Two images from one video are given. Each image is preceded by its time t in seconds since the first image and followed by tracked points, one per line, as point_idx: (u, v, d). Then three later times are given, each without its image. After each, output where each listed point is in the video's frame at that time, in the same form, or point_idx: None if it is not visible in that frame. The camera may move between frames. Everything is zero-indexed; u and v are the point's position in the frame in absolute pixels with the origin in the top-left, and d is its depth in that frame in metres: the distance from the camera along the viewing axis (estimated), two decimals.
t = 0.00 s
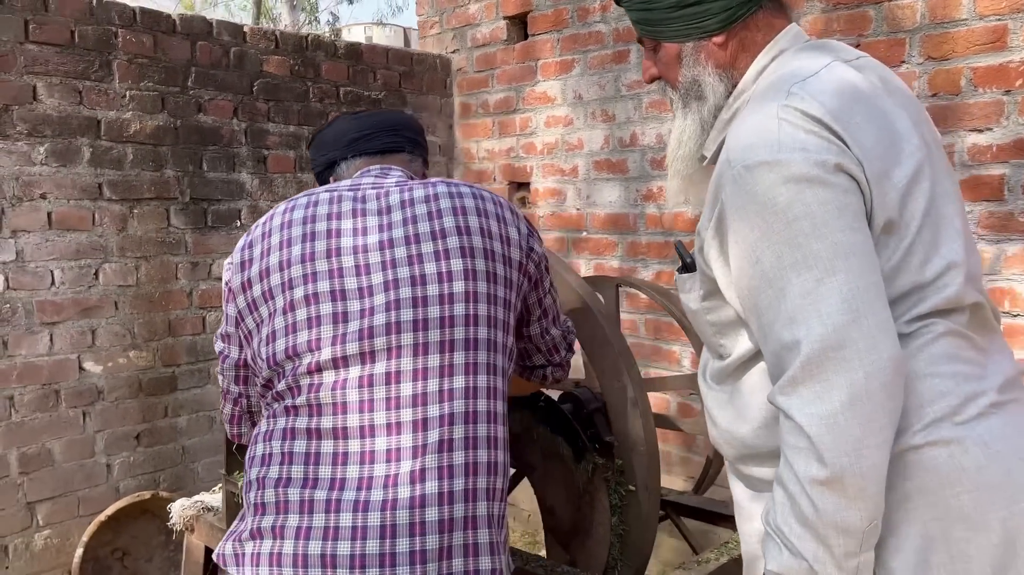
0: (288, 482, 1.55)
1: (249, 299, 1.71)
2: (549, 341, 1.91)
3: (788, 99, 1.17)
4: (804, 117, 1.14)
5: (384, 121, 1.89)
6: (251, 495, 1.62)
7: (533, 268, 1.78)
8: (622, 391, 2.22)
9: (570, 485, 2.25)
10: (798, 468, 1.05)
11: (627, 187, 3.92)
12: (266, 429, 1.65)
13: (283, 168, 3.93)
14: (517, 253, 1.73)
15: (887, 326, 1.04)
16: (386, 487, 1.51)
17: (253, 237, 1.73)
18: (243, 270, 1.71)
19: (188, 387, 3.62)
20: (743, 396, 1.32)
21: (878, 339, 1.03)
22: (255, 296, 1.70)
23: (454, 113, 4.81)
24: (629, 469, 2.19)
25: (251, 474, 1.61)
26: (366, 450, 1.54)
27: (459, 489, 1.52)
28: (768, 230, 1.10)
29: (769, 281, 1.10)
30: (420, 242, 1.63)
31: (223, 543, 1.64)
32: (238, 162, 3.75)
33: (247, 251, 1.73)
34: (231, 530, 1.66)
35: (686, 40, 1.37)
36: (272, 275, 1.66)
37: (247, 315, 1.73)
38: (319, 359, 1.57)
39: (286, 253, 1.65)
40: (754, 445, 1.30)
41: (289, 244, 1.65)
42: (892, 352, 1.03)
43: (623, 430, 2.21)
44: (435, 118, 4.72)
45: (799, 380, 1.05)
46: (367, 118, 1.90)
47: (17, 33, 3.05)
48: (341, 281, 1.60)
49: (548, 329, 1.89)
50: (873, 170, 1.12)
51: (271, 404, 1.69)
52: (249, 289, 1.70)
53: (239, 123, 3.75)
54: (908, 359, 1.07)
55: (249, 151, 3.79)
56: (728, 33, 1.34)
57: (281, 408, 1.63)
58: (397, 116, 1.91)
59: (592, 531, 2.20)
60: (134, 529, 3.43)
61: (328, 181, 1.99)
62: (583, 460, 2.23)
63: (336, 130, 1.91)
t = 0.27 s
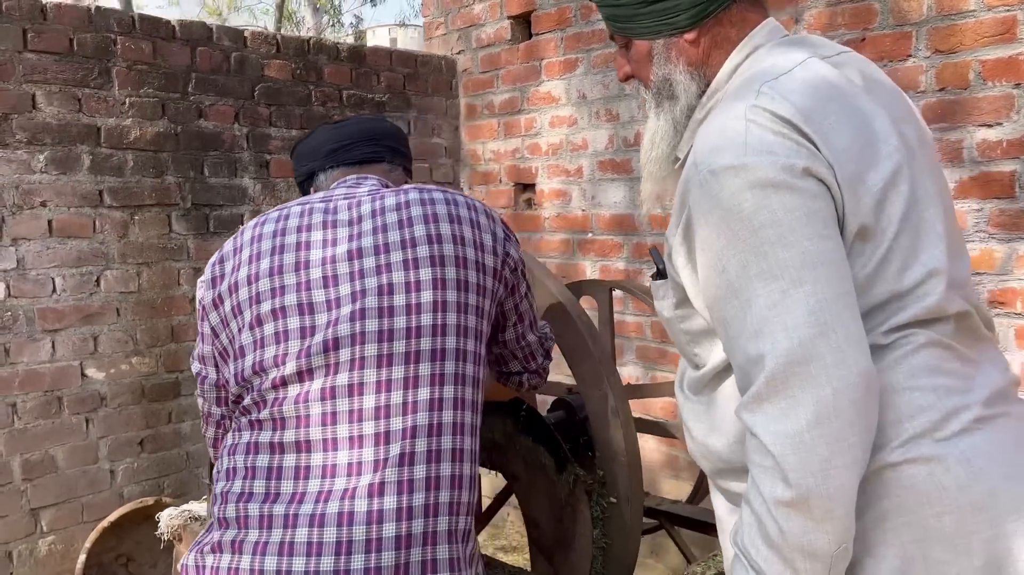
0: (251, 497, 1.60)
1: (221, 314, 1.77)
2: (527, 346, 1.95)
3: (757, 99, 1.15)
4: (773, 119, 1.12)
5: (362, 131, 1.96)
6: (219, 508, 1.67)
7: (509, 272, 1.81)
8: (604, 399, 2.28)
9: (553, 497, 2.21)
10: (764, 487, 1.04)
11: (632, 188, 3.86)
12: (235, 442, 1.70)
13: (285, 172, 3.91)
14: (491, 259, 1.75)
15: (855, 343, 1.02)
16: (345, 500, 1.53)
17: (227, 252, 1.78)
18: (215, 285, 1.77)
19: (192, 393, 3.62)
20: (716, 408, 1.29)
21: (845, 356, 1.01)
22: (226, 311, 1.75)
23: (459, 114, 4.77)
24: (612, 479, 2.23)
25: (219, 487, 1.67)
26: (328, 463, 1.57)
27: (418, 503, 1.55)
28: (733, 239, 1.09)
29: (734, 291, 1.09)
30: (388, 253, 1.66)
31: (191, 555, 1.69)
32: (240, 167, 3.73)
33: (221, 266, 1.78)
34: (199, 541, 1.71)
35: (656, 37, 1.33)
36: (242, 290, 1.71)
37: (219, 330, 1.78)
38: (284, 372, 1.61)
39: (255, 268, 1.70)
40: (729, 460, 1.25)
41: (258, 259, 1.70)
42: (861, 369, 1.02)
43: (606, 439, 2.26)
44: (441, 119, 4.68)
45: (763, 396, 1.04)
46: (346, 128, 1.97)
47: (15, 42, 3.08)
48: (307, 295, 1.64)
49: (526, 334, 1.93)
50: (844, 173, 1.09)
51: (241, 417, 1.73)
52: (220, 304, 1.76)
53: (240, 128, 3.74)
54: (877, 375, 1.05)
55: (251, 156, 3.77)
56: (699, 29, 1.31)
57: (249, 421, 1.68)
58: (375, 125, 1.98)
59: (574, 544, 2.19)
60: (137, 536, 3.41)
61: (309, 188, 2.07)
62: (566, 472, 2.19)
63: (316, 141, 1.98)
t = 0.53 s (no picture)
0: (236, 501, 1.61)
1: (207, 322, 1.78)
2: (517, 348, 1.98)
3: (739, 94, 1.17)
4: (755, 115, 1.14)
5: (346, 142, 2.02)
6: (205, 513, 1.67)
7: (492, 272, 1.82)
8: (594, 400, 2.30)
9: (547, 501, 2.23)
10: (744, 491, 1.09)
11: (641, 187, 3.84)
12: (221, 447, 1.71)
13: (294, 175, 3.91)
14: (474, 259, 1.77)
15: (831, 347, 1.05)
16: (328, 501, 1.53)
17: (213, 262, 1.81)
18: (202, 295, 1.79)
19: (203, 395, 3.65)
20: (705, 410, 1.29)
21: (820, 361, 1.04)
22: (212, 319, 1.77)
23: (468, 114, 4.76)
24: (605, 481, 2.25)
25: (206, 492, 1.68)
26: (311, 465, 1.58)
27: (402, 503, 1.55)
28: (712, 238, 1.12)
29: (714, 291, 1.13)
30: (370, 255, 1.67)
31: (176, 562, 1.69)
32: (248, 170, 3.75)
33: (206, 277, 1.81)
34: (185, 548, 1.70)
35: (641, 32, 1.36)
36: (226, 298, 1.73)
37: (206, 338, 1.80)
38: (266, 376, 1.62)
39: (240, 275, 1.72)
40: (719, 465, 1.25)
41: (243, 267, 1.72)
42: (839, 373, 1.04)
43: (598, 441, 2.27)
44: (450, 120, 4.67)
45: (741, 398, 1.08)
46: (329, 139, 2.02)
47: (23, 49, 3.11)
48: (290, 299, 1.66)
49: (514, 336, 1.95)
50: (824, 169, 1.11)
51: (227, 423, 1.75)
52: (206, 313, 1.78)
53: (248, 132, 3.75)
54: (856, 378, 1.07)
55: (259, 159, 3.79)
56: (682, 24, 1.33)
57: (234, 426, 1.69)
58: (359, 136, 2.04)
59: (569, 548, 2.18)
60: (149, 538, 3.44)
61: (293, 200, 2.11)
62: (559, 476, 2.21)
63: (301, 152, 2.04)
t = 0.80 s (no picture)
0: (247, 502, 1.62)
1: (218, 327, 1.81)
2: (526, 350, 1.99)
3: (740, 94, 1.17)
4: (756, 114, 1.14)
5: (352, 149, 2.04)
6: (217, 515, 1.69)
7: (498, 272, 1.83)
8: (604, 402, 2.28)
9: (558, 501, 2.25)
10: (745, 491, 1.10)
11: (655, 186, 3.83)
12: (232, 450, 1.73)
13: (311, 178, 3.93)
14: (480, 259, 1.77)
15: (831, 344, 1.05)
16: (337, 500, 1.54)
17: (223, 268, 1.83)
18: (213, 300, 1.81)
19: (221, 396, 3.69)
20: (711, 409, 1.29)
21: (820, 358, 1.04)
22: (223, 323, 1.79)
23: (482, 115, 4.77)
24: (615, 482, 2.23)
25: (218, 494, 1.69)
26: (321, 466, 1.59)
27: (410, 501, 1.56)
28: (715, 238, 1.12)
29: (715, 290, 1.13)
30: (376, 258, 1.68)
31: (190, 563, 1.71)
32: (264, 173, 3.78)
33: (217, 282, 1.83)
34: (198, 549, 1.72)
35: (646, 33, 1.36)
36: (236, 302, 1.75)
37: (217, 343, 1.83)
38: (275, 378, 1.63)
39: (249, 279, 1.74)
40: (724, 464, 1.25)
41: (252, 272, 1.75)
42: (840, 372, 1.04)
43: (607, 442, 2.26)
44: (464, 121, 4.68)
45: (741, 397, 1.09)
46: (335, 146, 2.04)
47: (42, 57, 3.16)
48: (299, 302, 1.67)
49: (521, 336, 1.96)
50: (825, 167, 1.11)
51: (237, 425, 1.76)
52: (217, 318, 1.80)
53: (264, 135, 3.79)
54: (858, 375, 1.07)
55: (275, 162, 3.82)
56: (686, 24, 1.33)
57: (245, 428, 1.71)
58: (365, 142, 2.06)
59: (580, 548, 2.20)
60: (169, 538, 3.47)
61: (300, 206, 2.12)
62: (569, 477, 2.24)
63: (308, 159, 2.06)
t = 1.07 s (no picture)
0: (263, 506, 1.64)
1: (232, 334, 1.83)
2: (537, 356, 2.00)
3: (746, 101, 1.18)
4: (762, 120, 1.15)
5: (363, 158, 2.06)
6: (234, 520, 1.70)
7: (509, 278, 1.84)
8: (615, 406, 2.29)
9: (571, 504, 2.26)
10: (750, 491, 1.10)
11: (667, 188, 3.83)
12: (248, 456, 1.75)
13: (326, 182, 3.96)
14: (490, 265, 1.79)
15: (835, 348, 1.05)
16: (353, 505, 1.56)
17: (236, 276, 1.85)
18: (228, 308, 1.84)
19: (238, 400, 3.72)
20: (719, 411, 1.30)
21: (824, 362, 1.05)
22: (238, 331, 1.81)
23: (496, 118, 4.78)
24: (628, 485, 2.25)
25: (234, 499, 1.71)
26: (337, 471, 1.61)
27: (425, 506, 1.57)
28: (720, 244, 1.13)
29: (721, 295, 1.14)
30: (389, 265, 1.70)
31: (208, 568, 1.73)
32: (280, 178, 3.82)
33: (230, 290, 1.85)
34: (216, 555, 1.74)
35: (655, 40, 1.37)
36: (251, 310, 1.77)
37: (232, 350, 1.85)
38: (291, 385, 1.65)
39: (263, 287, 1.76)
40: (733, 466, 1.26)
41: (265, 280, 1.77)
42: (844, 375, 1.05)
43: (620, 446, 2.27)
44: (477, 125, 4.70)
45: (747, 399, 1.10)
46: (346, 155, 2.06)
47: (62, 66, 3.21)
48: (312, 309, 1.69)
49: (533, 342, 1.97)
50: (830, 173, 1.11)
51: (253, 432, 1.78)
52: (232, 326, 1.83)
53: (279, 141, 3.82)
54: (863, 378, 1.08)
55: (290, 167, 3.85)
56: (694, 31, 1.34)
57: (261, 434, 1.73)
58: (377, 151, 2.08)
59: (593, 550, 2.21)
60: (187, 540, 3.51)
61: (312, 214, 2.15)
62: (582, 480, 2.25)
63: (320, 168, 2.08)
